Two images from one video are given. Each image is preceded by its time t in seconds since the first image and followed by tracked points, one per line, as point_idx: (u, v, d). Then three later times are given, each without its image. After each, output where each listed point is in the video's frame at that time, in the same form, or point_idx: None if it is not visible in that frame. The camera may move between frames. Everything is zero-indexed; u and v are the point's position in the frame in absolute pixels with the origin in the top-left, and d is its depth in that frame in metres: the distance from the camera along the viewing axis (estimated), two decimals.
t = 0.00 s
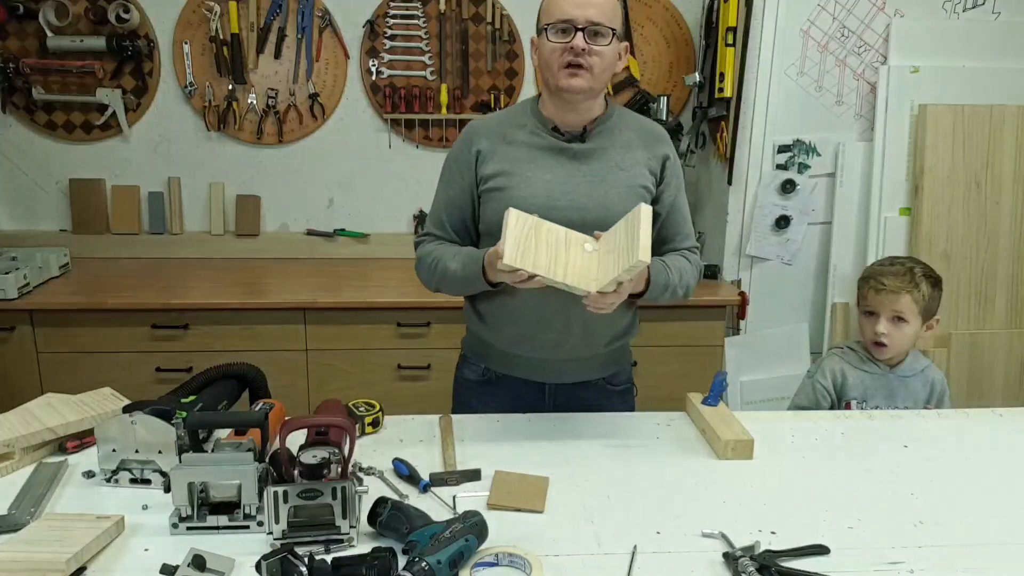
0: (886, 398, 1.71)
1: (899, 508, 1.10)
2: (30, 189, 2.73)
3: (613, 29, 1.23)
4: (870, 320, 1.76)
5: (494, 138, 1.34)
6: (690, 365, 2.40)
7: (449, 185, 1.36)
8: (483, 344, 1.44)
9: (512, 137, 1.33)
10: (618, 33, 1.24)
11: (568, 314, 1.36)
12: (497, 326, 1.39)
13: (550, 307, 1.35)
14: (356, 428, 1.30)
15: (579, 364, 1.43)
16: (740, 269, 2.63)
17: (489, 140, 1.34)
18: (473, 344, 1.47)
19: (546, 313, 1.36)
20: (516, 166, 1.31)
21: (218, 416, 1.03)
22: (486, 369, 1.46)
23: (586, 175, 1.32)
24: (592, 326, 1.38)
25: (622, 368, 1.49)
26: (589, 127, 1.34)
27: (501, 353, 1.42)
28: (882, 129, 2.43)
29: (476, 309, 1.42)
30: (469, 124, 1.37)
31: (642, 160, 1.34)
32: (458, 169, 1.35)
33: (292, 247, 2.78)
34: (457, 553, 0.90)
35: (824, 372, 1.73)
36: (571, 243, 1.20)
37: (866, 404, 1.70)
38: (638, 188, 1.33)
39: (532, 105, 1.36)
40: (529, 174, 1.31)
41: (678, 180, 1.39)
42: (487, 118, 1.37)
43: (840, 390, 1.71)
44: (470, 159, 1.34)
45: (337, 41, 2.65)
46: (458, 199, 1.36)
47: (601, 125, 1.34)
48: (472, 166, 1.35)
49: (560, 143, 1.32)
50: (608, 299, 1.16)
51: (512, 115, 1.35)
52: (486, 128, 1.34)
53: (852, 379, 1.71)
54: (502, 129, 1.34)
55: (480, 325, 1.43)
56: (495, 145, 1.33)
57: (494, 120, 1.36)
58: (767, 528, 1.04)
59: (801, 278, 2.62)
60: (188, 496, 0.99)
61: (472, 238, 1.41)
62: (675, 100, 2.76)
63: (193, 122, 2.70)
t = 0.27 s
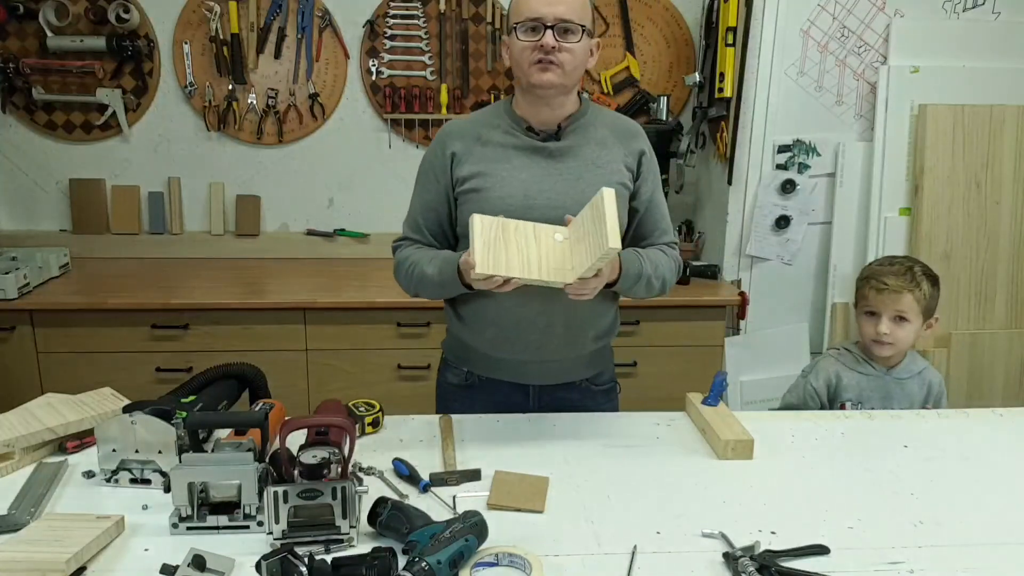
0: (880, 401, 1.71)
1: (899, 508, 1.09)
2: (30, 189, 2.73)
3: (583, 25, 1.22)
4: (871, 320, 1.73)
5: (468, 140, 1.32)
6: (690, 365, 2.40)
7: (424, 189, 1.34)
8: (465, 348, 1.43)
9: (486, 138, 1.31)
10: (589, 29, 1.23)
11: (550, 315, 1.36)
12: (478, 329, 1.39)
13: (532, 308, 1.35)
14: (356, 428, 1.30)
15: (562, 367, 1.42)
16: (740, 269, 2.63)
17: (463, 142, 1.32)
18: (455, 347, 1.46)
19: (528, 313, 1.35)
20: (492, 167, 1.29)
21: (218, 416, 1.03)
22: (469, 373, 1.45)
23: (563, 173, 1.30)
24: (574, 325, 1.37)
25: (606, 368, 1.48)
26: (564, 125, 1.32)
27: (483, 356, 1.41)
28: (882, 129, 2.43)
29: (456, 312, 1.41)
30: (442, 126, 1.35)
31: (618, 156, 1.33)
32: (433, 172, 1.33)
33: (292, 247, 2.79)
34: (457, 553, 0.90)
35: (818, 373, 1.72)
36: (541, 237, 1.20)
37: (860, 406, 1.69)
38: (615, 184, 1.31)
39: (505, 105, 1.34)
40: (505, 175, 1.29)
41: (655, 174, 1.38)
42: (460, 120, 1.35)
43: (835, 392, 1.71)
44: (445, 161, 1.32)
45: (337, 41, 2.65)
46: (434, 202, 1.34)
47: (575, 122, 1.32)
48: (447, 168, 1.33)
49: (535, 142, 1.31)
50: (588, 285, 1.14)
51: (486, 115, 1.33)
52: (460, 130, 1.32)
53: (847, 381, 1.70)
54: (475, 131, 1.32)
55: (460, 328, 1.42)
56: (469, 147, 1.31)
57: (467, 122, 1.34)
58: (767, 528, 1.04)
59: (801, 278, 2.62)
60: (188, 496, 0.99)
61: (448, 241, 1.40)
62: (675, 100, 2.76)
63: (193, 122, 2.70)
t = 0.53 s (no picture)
0: (870, 401, 1.69)
1: (899, 508, 1.10)
2: (30, 189, 2.73)
3: (565, 24, 1.19)
4: (864, 317, 1.71)
5: (452, 143, 1.29)
6: (690, 365, 2.40)
7: (410, 194, 1.33)
8: (455, 350, 1.43)
9: (470, 142, 1.29)
10: (571, 29, 1.20)
11: (540, 316, 1.35)
12: (468, 331, 1.38)
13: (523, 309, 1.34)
14: (356, 428, 1.30)
15: (552, 367, 1.41)
16: (740, 269, 2.63)
17: (448, 146, 1.30)
18: (445, 350, 1.45)
19: (518, 314, 1.35)
20: (477, 171, 1.27)
21: (218, 416, 1.03)
22: (460, 376, 1.44)
23: (549, 175, 1.28)
24: (563, 326, 1.37)
25: (597, 367, 1.48)
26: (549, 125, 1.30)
27: (474, 358, 1.41)
28: (882, 129, 2.43)
29: (446, 315, 1.41)
30: (425, 131, 1.33)
31: (605, 155, 1.31)
32: (418, 177, 1.31)
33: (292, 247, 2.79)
34: (457, 553, 0.90)
35: (809, 372, 1.71)
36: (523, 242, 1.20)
37: (849, 406, 1.68)
38: (603, 184, 1.29)
39: (488, 107, 1.32)
40: (491, 179, 1.27)
41: (643, 171, 1.36)
42: (444, 123, 1.33)
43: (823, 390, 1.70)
44: (430, 166, 1.30)
45: (337, 41, 2.65)
46: (421, 208, 1.33)
47: (560, 122, 1.30)
48: (432, 173, 1.31)
49: (520, 144, 1.29)
50: (572, 289, 1.15)
51: (469, 117, 1.31)
52: (444, 133, 1.30)
53: (837, 380, 1.68)
54: (459, 133, 1.30)
55: (450, 331, 1.41)
56: (454, 151, 1.29)
57: (451, 125, 1.31)
58: (767, 528, 1.04)
59: (801, 278, 2.62)
60: (188, 496, 0.99)
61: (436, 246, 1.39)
62: (675, 99, 2.76)
63: (193, 122, 2.70)
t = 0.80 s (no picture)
0: (841, 400, 1.67)
1: (899, 508, 1.09)
2: (29, 189, 2.73)
3: (558, 24, 1.18)
4: (832, 313, 1.70)
5: (448, 147, 1.29)
6: (690, 365, 2.40)
7: (407, 198, 1.33)
8: (457, 351, 1.43)
9: (466, 145, 1.28)
10: (565, 29, 1.19)
11: (542, 318, 1.35)
12: (470, 333, 1.38)
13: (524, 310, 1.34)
14: (356, 428, 1.30)
15: (554, 366, 1.41)
16: (740, 269, 2.63)
17: (444, 149, 1.29)
18: (447, 351, 1.45)
19: (519, 316, 1.34)
20: (474, 174, 1.27)
21: (218, 416, 1.03)
22: (463, 376, 1.44)
23: (547, 176, 1.28)
24: (565, 326, 1.36)
25: (597, 365, 1.49)
26: (545, 125, 1.28)
27: (475, 358, 1.41)
28: (882, 129, 2.43)
29: (450, 317, 1.40)
30: (421, 134, 1.32)
31: (602, 155, 1.30)
32: (415, 181, 1.31)
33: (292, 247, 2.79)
34: (457, 553, 0.90)
35: (778, 371, 1.72)
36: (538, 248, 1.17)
37: (817, 404, 1.67)
38: (601, 185, 1.29)
39: (483, 107, 1.31)
40: (488, 182, 1.27)
41: (639, 169, 1.36)
42: (439, 126, 1.33)
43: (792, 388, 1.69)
44: (426, 170, 1.30)
45: (337, 41, 2.65)
46: (418, 212, 1.33)
47: (556, 121, 1.29)
48: (429, 177, 1.31)
49: (516, 146, 1.27)
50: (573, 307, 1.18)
51: (464, 119, 1.30)
52: (439, 136, 1.30)
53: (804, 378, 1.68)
54: (455, 137, 1.29)
55: (451, 331, 1.41)
56: (450, 154, 1.29)
57: (446, 127, 1.31)
58: (767, 528, 1.04)
59: (801, 278, 2.61)
60: (189, 496, 0.99)
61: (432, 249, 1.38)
62: (675, 99, 2.76)
63: (193, 122, 2.70)
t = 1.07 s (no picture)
0: (794, 393, 1.71)
1: (899, 508, 1.09)
2: (29, 189, 2.73)
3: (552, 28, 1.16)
4: (783, 308, 1.74)
5: (452, 147, 1.28)
6: (690, 365, 2.40)
7: (409, 199, 1.32)
8: (459, 352, 1.40)
9: (470, 145, 1.28)
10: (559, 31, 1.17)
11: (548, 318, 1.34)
12: (474, 333, 1.36)
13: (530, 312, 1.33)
14: (356, 428, 1.30)
15: (558, 368, 1.40)
16: (740, 269, 2.63)
17: (447, 150, 1.28)
18: (449, 352, 1.42)
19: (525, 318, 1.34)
20: (479, 175, 1.26)
21: (218, 416, 1.03)
22: (467, 379, 1.42)
23: (552, 177, 1.27)
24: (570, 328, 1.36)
25: (601, 367, 1.48)
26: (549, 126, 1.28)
27: (479, 361, 1.38)
28: (882, 129, 2.43)
29: (455, 317, 1.38)
30: (423, 134, 1.31)
31: (607, 156, 1.31)
32: (417, 182, 1.31)
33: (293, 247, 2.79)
34: (457, 553, 0.90)
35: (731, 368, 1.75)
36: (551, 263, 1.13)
37: (771, 398, 1.71)
38: (606, 186, 1.30)
39: (486, 107, 1.30)
40: (493, 183, 1.26)
41: (643, 169, 1.37)
42: (441, 125, 1.32)
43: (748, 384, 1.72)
44: (429, 170, 1.29)
45: (337, 41, 2.65)
46: (420, 212, 1.32)
47: (561, 121, 1.29)
48: (432, 177, 1.30)
49: (521, 146, 1.27)
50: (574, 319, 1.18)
51: (468, 118, 1.29)
52: (442, 136, 1.29)
53: (756, 374, 1.71)
54: (458, 136, 1.28)
55: (453, 330, 1.39)
56: (454, 154, 1.28)
57: (449, 127, 1.30)
58: (767, 528, 1.04)
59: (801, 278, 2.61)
60: (188, 496, 0.99)
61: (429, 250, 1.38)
62: (675, 99, 2.76)
63: (193, 122, 2.70)
